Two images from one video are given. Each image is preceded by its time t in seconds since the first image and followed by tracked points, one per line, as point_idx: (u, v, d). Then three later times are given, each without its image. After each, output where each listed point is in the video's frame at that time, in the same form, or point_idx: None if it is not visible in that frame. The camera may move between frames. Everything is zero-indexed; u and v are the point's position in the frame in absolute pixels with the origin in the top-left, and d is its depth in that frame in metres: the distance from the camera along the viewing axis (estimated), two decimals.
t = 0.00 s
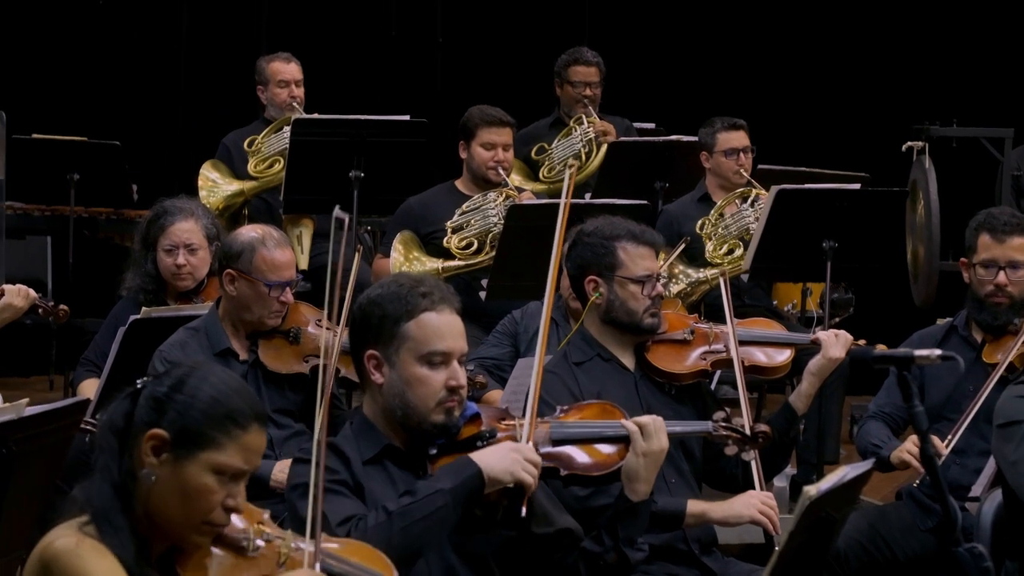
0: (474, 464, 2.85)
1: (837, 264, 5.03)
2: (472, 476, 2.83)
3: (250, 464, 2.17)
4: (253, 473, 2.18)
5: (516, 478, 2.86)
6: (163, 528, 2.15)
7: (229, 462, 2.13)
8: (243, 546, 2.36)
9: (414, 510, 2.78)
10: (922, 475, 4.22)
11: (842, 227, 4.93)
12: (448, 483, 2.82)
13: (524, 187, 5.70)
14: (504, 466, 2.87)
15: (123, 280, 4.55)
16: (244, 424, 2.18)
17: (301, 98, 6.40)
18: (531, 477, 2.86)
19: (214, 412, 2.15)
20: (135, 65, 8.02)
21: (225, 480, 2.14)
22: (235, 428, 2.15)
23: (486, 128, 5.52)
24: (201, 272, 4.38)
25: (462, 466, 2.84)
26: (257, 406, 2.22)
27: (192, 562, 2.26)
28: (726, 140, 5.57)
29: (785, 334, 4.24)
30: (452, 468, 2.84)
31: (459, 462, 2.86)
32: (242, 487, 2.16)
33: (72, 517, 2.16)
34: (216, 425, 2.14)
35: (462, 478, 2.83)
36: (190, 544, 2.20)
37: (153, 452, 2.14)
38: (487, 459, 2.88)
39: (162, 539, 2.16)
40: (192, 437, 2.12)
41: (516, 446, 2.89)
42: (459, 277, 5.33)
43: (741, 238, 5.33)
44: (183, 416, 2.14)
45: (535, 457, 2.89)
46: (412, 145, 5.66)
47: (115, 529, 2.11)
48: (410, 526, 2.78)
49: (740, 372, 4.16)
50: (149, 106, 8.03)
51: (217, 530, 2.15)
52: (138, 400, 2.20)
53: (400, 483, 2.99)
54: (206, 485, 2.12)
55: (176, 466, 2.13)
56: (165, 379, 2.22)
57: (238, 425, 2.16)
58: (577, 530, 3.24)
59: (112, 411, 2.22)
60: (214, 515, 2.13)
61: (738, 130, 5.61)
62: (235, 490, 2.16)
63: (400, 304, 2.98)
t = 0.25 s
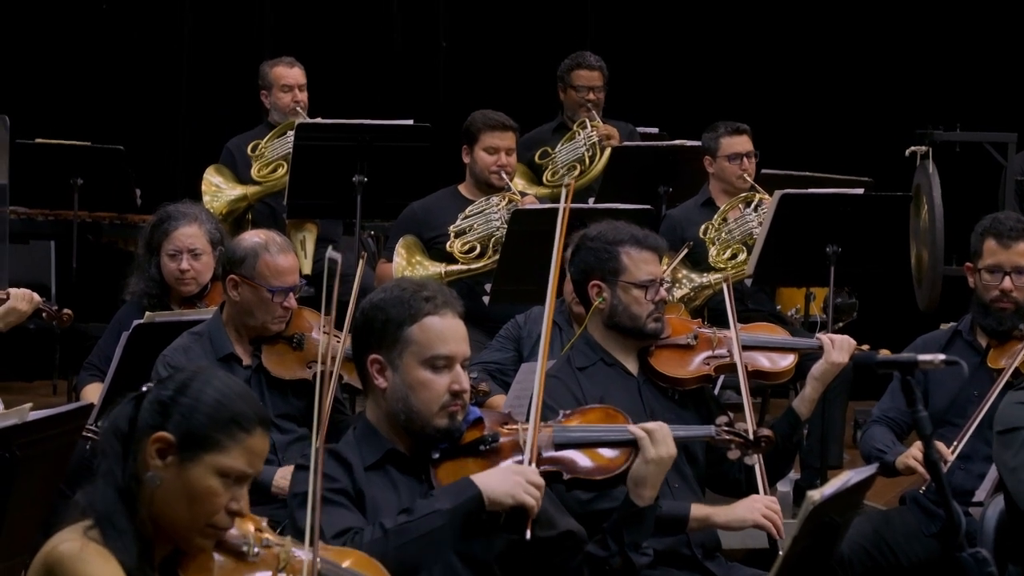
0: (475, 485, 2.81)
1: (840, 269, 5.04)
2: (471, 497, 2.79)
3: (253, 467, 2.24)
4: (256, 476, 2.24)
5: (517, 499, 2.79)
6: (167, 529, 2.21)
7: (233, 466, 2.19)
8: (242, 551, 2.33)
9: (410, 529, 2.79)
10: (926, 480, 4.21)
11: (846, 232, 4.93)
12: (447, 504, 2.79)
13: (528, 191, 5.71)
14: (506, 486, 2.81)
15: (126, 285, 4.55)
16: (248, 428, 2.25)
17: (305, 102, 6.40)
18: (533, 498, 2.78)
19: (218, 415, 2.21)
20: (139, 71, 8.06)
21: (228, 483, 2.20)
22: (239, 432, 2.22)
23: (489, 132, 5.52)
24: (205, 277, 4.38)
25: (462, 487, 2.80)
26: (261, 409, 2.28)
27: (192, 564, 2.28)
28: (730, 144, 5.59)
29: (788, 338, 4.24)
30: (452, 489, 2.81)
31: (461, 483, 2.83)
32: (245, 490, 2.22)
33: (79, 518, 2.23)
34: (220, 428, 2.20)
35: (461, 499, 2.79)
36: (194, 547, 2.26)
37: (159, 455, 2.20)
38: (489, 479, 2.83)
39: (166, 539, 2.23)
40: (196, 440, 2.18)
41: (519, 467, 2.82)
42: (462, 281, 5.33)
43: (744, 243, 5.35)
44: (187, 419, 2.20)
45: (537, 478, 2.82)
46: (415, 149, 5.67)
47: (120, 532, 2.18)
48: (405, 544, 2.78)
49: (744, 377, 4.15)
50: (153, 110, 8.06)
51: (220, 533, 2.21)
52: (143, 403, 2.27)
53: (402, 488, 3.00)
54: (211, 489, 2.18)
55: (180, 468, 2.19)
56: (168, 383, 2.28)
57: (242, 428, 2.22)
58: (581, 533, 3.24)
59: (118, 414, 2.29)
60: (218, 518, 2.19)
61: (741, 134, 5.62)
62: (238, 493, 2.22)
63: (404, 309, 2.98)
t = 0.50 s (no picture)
0: (476, 511, 2.81)
1: (845, 274, 5.04)
2: (471, 524, 2.80)
3: (252, 467, 2.29)
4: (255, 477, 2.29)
5: (518, 527, 2.78)
6: (168, 532, 2.26)
7: (233, 467, 2.25)
8: (241, 552, 2.37)
9: (406, 552, 2.82)
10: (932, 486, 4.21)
11: (851, 237, 4.94)
12: (446, 530, 2.81)
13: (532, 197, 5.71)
14: (508, 515, 2.80)
15: (132, 291, 4.56)
16: (246, 429, 2.29)
17: (310, 108, 6.41)
18: (535, 527, 2.75)
19: (216, 418, 2.26)
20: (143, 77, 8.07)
21: (229, 484, 2.25)
22: (238, 433, 2.27)
23: (494, 138, 5.53)
24: (210, 282, 4.38)
25: (462, 514, 2.81)
26: (258, 411, 2.33)
27: (193, 565, 2.31)
28: (734, 150, 5.58)
29: (793, 344, 4.24)
30: (452, 515, 2.82)
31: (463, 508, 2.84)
32: (245, 490, 2.27)
33: (81, 523, 2.27)
34: (220, 431, 2.25)
35: (460, 525, 2.81)
36: (195, 549, 2.30)
37: (159, 459, 2.25)
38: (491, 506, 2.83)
39: (168, 542, 2.27)
40: (197, 443, 2.23)
41: (522, 496, 2.81)
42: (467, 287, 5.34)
43: (750, 248, 5.36)
44: (186, 423, 2.25)
45: (541, 508, 2.79)
46: (420, 155, 5.67)
47: (122, 536, 2.22)
48: (400, 567, 2.82)
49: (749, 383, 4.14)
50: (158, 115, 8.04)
51: (221, 534, 2.26)
52: (141, 408, 2.31)
53: (406, 493, 3.01)
54: (212, 490, 2.23)
55: (180, 471, 2.24)
56: (165, 388, 2.32)
57: (241, 430, 2.28)
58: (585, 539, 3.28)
59: (115, 420, 2.33)
60: (219, 519, 2.24)
61: (746, 140, 5.63)
62: (237, 494, 2.27)
63: (407, 314, 2.97)
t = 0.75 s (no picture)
0: (474, 545, 2.81)
1: (848, 278, 5.05)
2: (470, 558, 2.79)
3: (230, 457, 2.22)
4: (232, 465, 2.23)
5: (517, 564, 2.78)
6: (150, 534, 2.17)
7: (211, 459, 2.18)
8: (228, 541, 2.39)
9: None
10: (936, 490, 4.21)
11: (854, 241, 4.94)
12: (444, 562, 2.79)
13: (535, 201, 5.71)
14: (507, 550, 2.80)
15: (136, 295, 4.56)
16: (220, 419, 2.21)
17: (314, 112, 6.41)
18: (534, 563, 2.79)
19: (190, 411, 2.18)
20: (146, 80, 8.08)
21: (207, 477, 2.18)
22: (212, 425, 2.19)
23: (497, 141, 5.53)
24: (213, 286, 4.38)
25: (460, 548, 2.80)
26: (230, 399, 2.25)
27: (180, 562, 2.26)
28: (738, 153, 5.60)
29: (796, 349, 4.25)
30: (449, 548, 2.80)
31: (459, 540, 2.83)
32: (224, 481, 2.21)
33: (57, 535, 2.15)
34: (195, 424, 2.17)
35: (457, 557, 2.80)
36: (179, 546, 2.23)
37: (133, 459, 2.16)
38: (489, 540, 2.83)
39: (151, 542, 2.18)
40: (172, 438, 2.15)
41: (522, 531, 2.83)
42: (470, 291, 5.34)
43: (753, 252, 5.37)
44: (161, 420, 2.16)
45: (541, 544, 2.82)
46: (423, 159, 5.67)
47: (109, 542, 2.12)
48: None
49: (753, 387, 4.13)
50: (160, 119, 8.08)
51: (204, 527, 2.20)
52: (109, 409, 2.20)
53: (408, 497, 2.99)
54: (192, 484, 2.16)
55: (157, 469, 2.15)
56: (134, 387, 2.21)
57: (215, 421, 2.19)
58: (587, 542, 3.27)
59: (85, 425, 2.20)
60: (200, 512, 2.17)
61: (749, 143, 5.65)
62: (215, 485, 2.20)
63: (409, 317, 2.97)
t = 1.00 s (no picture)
0: None
1: (849, 282, 5.05)
2: None
3: (192, 453, 2.28)
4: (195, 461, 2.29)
5: None
6: (119, 537, 2.23)
7: (174, 457, 2.24)
8: (204, 536, 2.41)
9: None
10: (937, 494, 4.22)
11: (855, 245, 4.95)
12: None
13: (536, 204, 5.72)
14: None
15: (138, 298, 4.56)
16: (178, 417, 2.27)
17: (315, 115, 6.42)
18: None
19: (148, 413, 2.23)
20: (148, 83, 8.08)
21: (170, 475, 2.24)
22: (171, 423, 2.25)
23: (498, 145, 5.54)
24: (215, 290, 4.38)
25: None
26: (187, 396, 2.31)
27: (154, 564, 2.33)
28: (739, 156, 5.61)
29: (797, 352, 4.25)
30: None
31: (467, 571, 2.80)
32: (189, 477, 2.27)
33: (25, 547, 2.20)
34: (154, 425, 2.23)
35: None
36: (150, 546, 2.29)
37: (95, 464, 2.21)
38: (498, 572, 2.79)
39: (121, 544, 2.25)
40: (132, 440, 2.21)
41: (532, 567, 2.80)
42: (471, 294, 5.34)
43: (755, 256, 5.37)
44: (120, 424, 2.21)
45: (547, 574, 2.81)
46: (424, 163, 5.68)
47: (78, 551, 2.19)
48: None
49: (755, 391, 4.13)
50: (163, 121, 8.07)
51: (173, 524, 2.26)
52: (66, 417, 2.25)
53: (408, 501, 2.98)
54: (156, 484, 2.21)
55: (120, 472, 2.21)
56: (90, 394, 2.26)
57: (174, 420, 2.25)
58: (586, 545, 3.25)
59: (46, 436, 2.25)
60: (167, 511, 2.24)
61: (750, 147, 5.66)
62: (180, 481, 2.27)
63: (408, 318, 2.97)
